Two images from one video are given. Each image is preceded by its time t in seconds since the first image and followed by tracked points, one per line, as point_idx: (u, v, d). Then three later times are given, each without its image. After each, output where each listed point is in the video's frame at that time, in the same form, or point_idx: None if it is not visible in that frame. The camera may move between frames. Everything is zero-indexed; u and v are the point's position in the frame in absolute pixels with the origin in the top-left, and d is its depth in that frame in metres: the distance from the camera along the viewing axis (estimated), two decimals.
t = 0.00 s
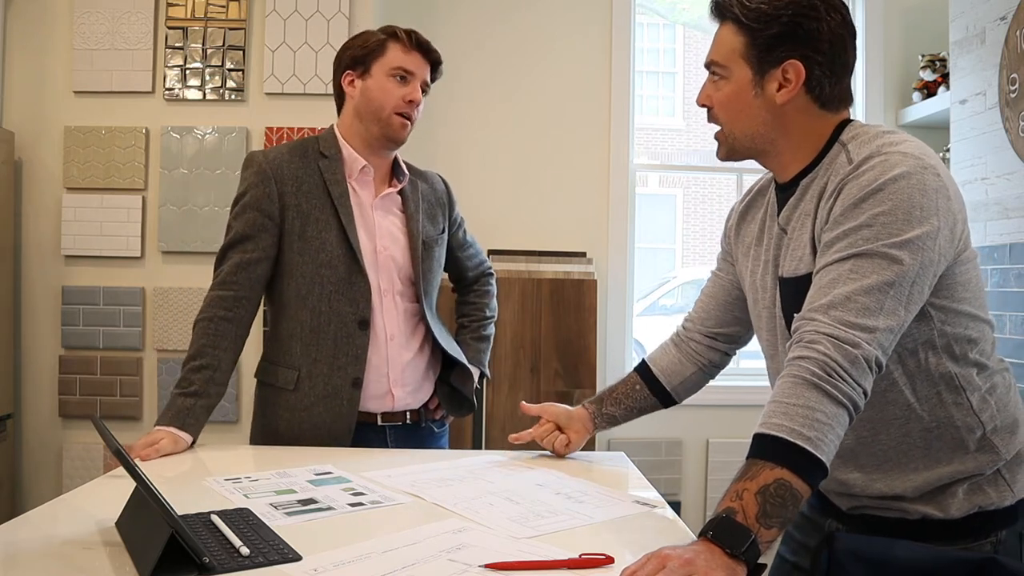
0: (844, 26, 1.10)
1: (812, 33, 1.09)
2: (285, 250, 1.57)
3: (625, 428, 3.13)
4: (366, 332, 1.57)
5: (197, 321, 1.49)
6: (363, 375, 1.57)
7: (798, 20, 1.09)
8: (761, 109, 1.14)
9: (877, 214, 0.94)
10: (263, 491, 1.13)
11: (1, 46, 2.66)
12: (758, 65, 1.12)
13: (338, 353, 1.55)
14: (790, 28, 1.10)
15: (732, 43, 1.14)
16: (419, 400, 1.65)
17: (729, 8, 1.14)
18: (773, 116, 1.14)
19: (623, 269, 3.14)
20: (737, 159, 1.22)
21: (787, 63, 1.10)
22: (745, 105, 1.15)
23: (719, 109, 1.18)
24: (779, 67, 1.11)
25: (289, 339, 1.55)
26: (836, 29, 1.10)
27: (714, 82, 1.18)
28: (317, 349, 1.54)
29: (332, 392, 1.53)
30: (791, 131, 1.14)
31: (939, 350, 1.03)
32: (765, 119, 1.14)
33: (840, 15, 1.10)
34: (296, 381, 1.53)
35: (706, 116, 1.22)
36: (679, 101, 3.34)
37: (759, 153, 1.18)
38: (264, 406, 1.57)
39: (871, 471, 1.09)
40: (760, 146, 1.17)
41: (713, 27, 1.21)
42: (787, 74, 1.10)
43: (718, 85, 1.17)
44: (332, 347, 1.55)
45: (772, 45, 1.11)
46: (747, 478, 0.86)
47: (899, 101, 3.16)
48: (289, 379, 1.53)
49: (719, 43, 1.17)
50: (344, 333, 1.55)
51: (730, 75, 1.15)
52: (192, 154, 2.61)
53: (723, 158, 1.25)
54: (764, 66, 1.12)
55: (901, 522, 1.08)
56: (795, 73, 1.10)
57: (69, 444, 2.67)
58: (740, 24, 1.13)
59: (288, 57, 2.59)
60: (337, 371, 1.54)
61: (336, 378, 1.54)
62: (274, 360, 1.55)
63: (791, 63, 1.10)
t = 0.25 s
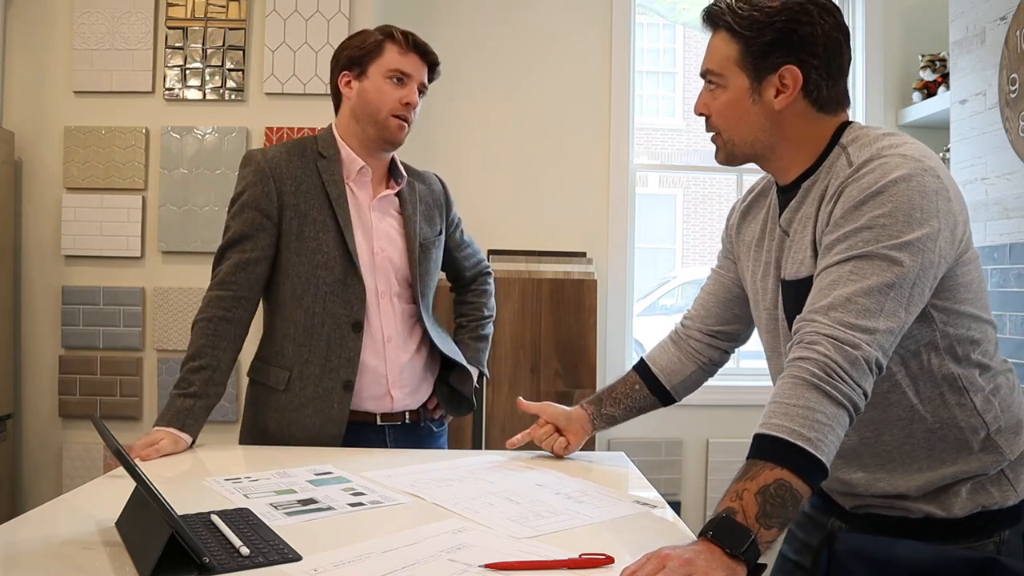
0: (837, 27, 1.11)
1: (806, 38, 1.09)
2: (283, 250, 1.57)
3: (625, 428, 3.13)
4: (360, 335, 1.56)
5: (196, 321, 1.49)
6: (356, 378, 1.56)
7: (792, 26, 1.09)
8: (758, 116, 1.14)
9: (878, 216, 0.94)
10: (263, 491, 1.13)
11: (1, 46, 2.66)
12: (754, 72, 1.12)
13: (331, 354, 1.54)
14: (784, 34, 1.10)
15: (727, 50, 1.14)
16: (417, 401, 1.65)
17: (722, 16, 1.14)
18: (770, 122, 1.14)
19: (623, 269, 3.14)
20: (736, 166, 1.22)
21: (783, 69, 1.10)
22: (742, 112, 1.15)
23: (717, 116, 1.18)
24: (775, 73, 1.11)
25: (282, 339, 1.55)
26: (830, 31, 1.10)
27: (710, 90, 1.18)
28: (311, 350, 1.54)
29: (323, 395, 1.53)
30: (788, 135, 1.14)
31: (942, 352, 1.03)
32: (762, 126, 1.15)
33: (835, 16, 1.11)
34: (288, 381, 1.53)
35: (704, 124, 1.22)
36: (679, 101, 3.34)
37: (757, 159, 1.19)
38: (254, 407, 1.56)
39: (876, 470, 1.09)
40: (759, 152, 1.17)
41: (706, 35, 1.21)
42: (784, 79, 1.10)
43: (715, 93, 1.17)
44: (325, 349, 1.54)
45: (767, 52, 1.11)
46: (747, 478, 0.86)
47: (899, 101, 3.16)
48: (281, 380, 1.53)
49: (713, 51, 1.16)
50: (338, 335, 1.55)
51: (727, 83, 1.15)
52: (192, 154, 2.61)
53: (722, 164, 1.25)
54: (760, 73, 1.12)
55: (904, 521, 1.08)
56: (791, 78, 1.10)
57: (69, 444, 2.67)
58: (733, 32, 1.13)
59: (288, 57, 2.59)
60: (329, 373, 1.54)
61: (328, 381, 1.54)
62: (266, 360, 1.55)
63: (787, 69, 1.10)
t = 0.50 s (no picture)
0: (844, 33, 1.11)
1: (812, 43, 1.09)
2: (282, 250, 1.57)
3: (625, 428, 3.13)
4: (361, 334, 1.56)
5: (196, 321, 1.49)
6: (357, 378, 1.56)
7: (798, 31, 1.09)
8: (763, 121, 1.14)
9: (882, 219, 0.94)
10: (264, 491, 1.12)
11: (1, 46, 2.66)
12: (759, 77, 1.13)
13: (333, 354, 1.54)
14: (790, 39, 1.10)
15: (732, 55, 1.14)
16: (416, 401, 1.65)
17: (727, 19, 1.14)
18: (776, 127, 1.14)
19: (623, 269, 3.14)
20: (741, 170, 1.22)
21: (788, 75, 1.10)
22: (747, 117, 1.15)
23: (721, 121, 1.18)
24: (781, 78, 1.11)
25: (283, 339, 1.55)
26: (838, 36, 1.10)
27: (714, 95, 1.18)
28: (311, 350, 1.54)
29: (321, 396, 1.53)
30: (793, 140, 1.14)
31: (948, 355, 1.03)
32: (767, 130, 1.15)
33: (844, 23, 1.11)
34: (289, 382, 1.53)
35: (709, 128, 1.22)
36: (679, 101, 3.34)
37: (763, 163, 1.19)
38: (258, 408, 1.57)
39: (883, 471, 1.09)
40: (764, 156, 1.18)
41: (710, 37, 1.21)
42: (790, 85, 1.11)
43: (719, 98, 1.17)
44: (325, 349, 1.54)
45: (773, 57, 1.11)
46: (748, 479, 0.86)
47: (899, 101, 3.16)
48: (282, 380, 1.53)
49: (717, 54, 1.17)
50: (339, 335, 1.55)
51: (732, 88, 1.15)
52: (192, 154, 2.61)
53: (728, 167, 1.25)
54: (765, 78, 1.12)
55: (912, 522, 1.08)
56: (796, 84, 1.10)
57: (69, 444, 2.67)
58: (738, 35, 1.13)
59: (288, 57, 2.59)
60: (331, 372, 1.54)
61: (330, 380, 1.54)
62: (267, 360, 1.55)
63: (793, 74, 1.10)
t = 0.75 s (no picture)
0: (847, 31, 1.11)
1: (819, 41, 1.09)
2: (280, 251, 1.57)
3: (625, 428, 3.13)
4: (356, 335, 1.56)
5: (195, 322, 1.49)
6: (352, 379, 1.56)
7: (805, 29, 1.09)
8: (769, 119, 1.14)
9: (883, 221, 0.94)
10: (263, 491, 1.13)
11: (1, 46, 2.66)
12: (766, 75, 1.12)
13: (327, 355, 1.54)
14: (796, 37, 1.10)
15: (738, 53, 1.14)
16: (415, 401, 1.65)
17: (731, 17, 1.14)
18: (782, 125, 1.14)
19: (623, 269, 3.14)
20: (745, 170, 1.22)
21: (795, 72, 1.10)
22: (753, 115, 1.15)
23: (727, 120, 1.18)
24: (787, 77, 1.11)
25: (280, 340, 1.55)
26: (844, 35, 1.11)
27: (719, 94, 1.18)
28: (306, 351, 1.54)
29: (319, 396, 1.53)
30: (798, 139, 1.14)
31: (950, 355, 1.03)
32: (773, 129, 1.14)
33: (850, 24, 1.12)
34: (286, 382, 1.53)
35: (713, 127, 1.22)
36: (679, 101, 3.34)
37: (766, 163, 1.18)
38: (256, 408, 1.57)
39: (885, 472, 1.09)
40: (768, 155, 1.17)
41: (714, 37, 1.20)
42: (796, 83, 1.11)
43: (725, 96, 1.17)
44: (321, 350, 1.54)
45: (779, 55, 1.11)
46: (748, 479, 0.86)
47: (899, 101, 3.16)
48: (278, 381, 1.53)
49: (723, 53, 1.16)
50: (333, 335, 1.55)
51: (737, 87, 1.15)
52: (192, 154, 2.61)
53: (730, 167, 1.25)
54: (771, 76, 1.12)
55: (914, 521, 1.08)
56: (803, 82, 1.10)
57: (69, 444, 2.66)
58: (744, 34, 1.13)
59: (288, 57, 2.59)
60: (325, 373, 1.54)
61: (324, 381, 1.54)
62: (265, 360, 1.55)
63: (799, 73, 1.10)
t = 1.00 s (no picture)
0: (843, 31, 1.12)
1: (817, 37, 1.10)
2: (280, 252, 1.57)
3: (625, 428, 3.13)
4: (355, 337, 1.56)
5: (194, 322, 1.49)
6: (349, 379, 1.56)
7: (805, 26, 1.10)
8: (769, 116, 1.14)
9: (879, 217, 0.94)
10: (264, 491, 1.13)
11: (1, 46, 2.66)
12: (765, 72, 1.12)
13: (326, 356, 1.54)
14: (796, 35, 1.10)
15: (736, 50, 1.14)
16: (412, 403, 1.65)
17: (730, 14, 1.14)
18: (781, 122, 1.13)
19: (623, 269, 3.14)
20: (743, 168, 1.21)
21: (795, 70, 1.10)
22: (752, 112, 1.15)
23: (725, 117, 1.17)
24: (787, 73, 1.11)
25: (279, 340, 1.55)
26: (841, 33, 1.11)
27: (718, 92, 1.17)
28: (304, 352, 1.54)
29: (319, 397, 1.53)
30: (797, 136, 1.14)
31: (945, 354, 1.03)
32: (772, 126, 1.14)
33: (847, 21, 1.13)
34: (283, 382, 1.53)
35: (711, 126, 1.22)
36: (679, 101, 3.34)
37: (765, 162, 1.18)
38: (255, 409, 1.57)
39: (878, 471, 1.09)
40: (768, 153, 1.17)
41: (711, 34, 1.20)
42: (795, 80, 1.11)
43: (723, 94, 1.16)
44: (320, 351, 1.54)
45: (779, 52, 1.11)
46: (747, 479, 0.86)
47: (899, 101, 3.16)
48: (276, 381, 1.53)
49: (720, 50, 1.16)
50: (331, 337, 1.55)
51: (736, 84, 1.15)
52: (192, 154, 2.61)
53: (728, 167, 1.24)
54: (771, 73, 1.12)
55: (908, 519, 1.08)
56: (802, 79, 1.10)
57: (69, 444, 2.67)
58: (742, 30, 1.13)
59: (288, 57, 2.60)
60: (323, 374, 1.54)
61: (322, 383, 1.54)
62: (264, 360, 1.55)
63: (798, 69, 1.10)
